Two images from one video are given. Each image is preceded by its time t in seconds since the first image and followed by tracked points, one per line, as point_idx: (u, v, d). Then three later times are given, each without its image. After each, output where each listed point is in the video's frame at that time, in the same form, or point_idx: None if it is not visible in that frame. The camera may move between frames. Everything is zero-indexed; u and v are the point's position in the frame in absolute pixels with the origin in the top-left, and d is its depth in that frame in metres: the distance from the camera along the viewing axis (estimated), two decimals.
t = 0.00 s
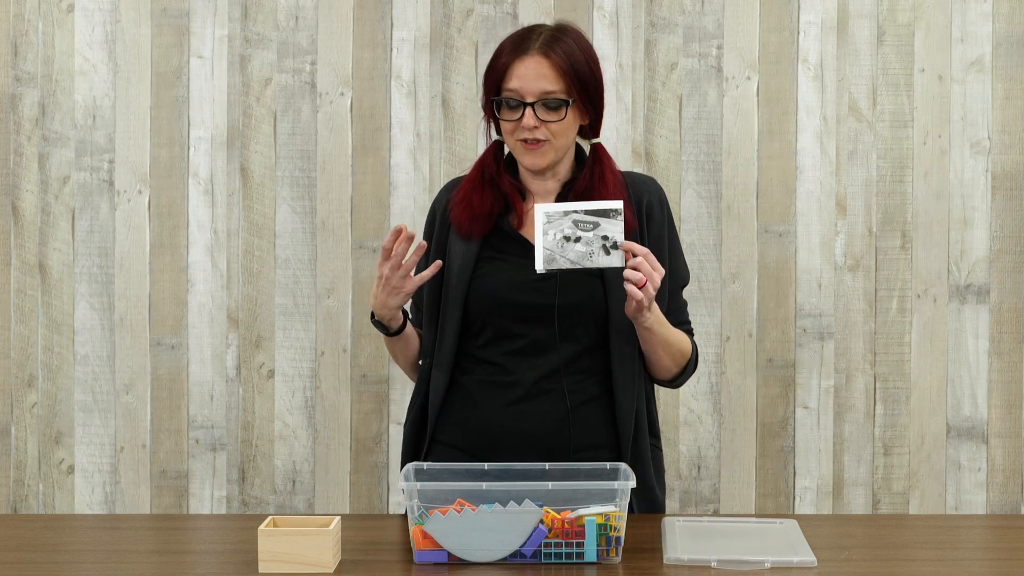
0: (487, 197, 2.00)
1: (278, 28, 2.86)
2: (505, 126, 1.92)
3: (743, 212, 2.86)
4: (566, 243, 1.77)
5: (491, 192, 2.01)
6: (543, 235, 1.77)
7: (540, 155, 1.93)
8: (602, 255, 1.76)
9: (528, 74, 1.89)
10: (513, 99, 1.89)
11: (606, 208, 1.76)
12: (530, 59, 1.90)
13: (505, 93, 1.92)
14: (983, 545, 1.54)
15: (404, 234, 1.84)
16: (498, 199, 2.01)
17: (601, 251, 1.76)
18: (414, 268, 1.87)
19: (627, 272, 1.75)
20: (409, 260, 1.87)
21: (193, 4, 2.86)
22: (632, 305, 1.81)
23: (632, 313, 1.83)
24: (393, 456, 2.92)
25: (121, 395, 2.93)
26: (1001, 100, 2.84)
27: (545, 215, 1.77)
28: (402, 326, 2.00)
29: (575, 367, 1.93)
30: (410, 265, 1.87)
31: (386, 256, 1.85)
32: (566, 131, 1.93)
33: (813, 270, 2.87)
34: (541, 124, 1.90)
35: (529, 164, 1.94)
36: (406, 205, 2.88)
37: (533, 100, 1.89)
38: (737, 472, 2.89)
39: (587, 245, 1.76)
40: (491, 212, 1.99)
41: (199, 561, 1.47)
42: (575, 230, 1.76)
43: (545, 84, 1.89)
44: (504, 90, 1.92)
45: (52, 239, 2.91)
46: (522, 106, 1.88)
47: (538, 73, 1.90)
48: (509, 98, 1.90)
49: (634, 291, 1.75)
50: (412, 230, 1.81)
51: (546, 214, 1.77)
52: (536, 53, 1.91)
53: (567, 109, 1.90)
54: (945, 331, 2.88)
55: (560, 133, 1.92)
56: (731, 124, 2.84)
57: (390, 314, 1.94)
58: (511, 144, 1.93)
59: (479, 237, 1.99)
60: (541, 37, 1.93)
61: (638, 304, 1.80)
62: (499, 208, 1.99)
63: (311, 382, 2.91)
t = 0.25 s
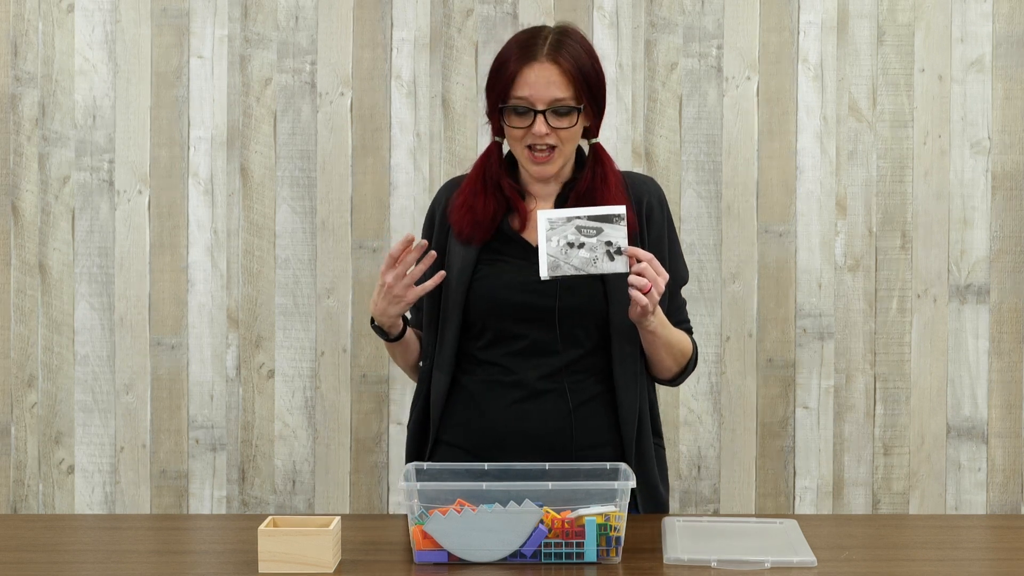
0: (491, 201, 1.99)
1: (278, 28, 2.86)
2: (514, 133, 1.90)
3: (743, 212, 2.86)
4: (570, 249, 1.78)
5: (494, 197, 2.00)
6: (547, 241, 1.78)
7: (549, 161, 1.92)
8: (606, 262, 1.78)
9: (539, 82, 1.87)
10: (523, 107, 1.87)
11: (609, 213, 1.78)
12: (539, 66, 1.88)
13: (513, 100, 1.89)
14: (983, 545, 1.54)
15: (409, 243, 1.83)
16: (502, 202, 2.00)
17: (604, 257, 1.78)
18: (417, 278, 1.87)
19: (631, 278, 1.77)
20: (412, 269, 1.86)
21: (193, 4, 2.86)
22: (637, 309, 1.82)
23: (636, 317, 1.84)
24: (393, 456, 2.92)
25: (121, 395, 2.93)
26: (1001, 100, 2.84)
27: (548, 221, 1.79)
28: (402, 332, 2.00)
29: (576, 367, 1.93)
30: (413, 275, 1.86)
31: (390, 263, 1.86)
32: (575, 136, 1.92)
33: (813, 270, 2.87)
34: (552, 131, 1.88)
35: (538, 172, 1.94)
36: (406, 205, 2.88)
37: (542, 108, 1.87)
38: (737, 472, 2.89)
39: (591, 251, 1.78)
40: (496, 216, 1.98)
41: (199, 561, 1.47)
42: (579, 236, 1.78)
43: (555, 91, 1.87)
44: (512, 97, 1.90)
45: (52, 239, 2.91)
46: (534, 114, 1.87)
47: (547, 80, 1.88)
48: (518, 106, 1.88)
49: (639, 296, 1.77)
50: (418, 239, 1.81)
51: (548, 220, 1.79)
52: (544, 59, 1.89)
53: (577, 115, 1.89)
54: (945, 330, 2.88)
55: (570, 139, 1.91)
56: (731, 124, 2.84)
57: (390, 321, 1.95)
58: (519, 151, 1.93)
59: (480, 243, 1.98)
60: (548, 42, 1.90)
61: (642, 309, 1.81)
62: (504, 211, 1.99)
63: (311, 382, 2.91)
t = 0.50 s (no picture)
0: (496, 203, 1.99)
1: (278, 28, 2.86)
2: (518, 136, 1.90)
3: (743, 212, 2.86)
4: (578, 255, 1.77)
5: (499, 199, 2.00)
6: (555, 247, 1.78)
7: (555, 164, 1.92)
8: (614, 267, 1.77)
9: (544, 86, 1.87)
10: (529, 111, 1.86)
11: (617, 220, 1.77)
12: (544, 70, 1.87)
13: (519, 104, 1.89)
14: (983, 545, 1.54)
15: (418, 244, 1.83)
16: (506, 203, 2.00)
17: (613, 263, 1.77)
18: (425, 280, 1.86)
19: (640, 285, 1.78)
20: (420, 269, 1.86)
21: (193, 4, 2.86)
22: (644, 316, 1.83)
23: (642, 323, 1.85)
24: (393, 456, 2.92)
25: (121, 395, 2.93)
26: (1001, 100, 2.84)
27: (556, 227, 1.78)
28: (405, 330, 2.01)
29: (579, 367, 1.93)
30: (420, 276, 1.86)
31: (400, 264, 1.85)
32: (580, 139, 1.92)
33: (813, 270, 2.87)
34: (558, 135, 1.88)
35: (543, 172, 1.94)
36: (406, 205, 2.88)
37: (549, 112, 1.87)
38: (737, 472, 2.90)
39: (599, 256, 1.77)
40: (501, 218, 1.98)
41: (199, 561, 1.47)
42: (586, 241, 1.77)
43: (561, 95, 1.87)
44: (517, 101, 1.89)
45: (52, 239, 2.91)
46: (540, 118, 1.87)
47: (553, 84, 1.87)
48: (524, 111, 1.88)
49: (647, 304, 1.79)
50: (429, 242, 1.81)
51: (557, 226, 1.78)
52: (549, 63, 1.88)
53: (583, 119, 1.89)
54: (945, 330, 2.88)
55: (575, 142, 1.91)
56: (731, 124, 2.84)
57: (394, 321, 1.95)
58: (524, 154, 1.93)
59: (484, 244, 1.98)
60: (552, 44, 1.90)
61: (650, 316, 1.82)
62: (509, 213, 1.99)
63: (311, 382, 2.91)
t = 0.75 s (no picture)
0: (501, 203, 1.99)
1: (278, 28, 2.86)
2: (522, 136, 1.90)
3: (743, 212, 2.86)
4: (583, 260, 1.78)
5: (504, 198, 1.99)
6: (560, 251, 1.79)
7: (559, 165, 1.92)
8: (620, 271, 1.78)
9: (548, 87, 1.87)
10: (532, 112, 1.87)
11: (621, 223, 1.78)
12: (549, 71, 1.87)
13: (523, 105, 1.89)
14: (984, 545, 1.54)
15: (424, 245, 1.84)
16: (512, 203, 1.99)
17: (619, 267, 1.78)
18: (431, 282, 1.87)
19: (645, 289, 1.78)
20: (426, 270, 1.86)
21: (193, 4, 2.86)
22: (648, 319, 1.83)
23: (648, 326, 1.85)
24: (393, 456, 2.92)
25: (121, 395, 2.93)
26: (1001, 100, 2.84)
27: (560, 231, 1.79)
28: (410, 331, 2.00)
29: (582, 368, 1.93)
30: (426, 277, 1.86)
31: (406, 264, 1.86)
32: (584, 140, 1.92)
33: (813, 270, 2.87)
34: (562, 136, 1.88)
35: (547, 174, 1.94)
36: (406, 205, 2.88)
37: (552, 113, 1.87)
38: (737, 472, 2.89)
39: (604, 261, 1.78)
40: (507, 218, 1.97)
41: (199, 560, 1.47)
42: (592, 246, 1.78)
43: (565, 96, 1.87)
44: (521, 102, 1.89)
45: (52, 239, 2.91)
46: (543, 119, 1.87)
47: (557, 85, 1.87)
48: (528, 111, 1.88)
49: (652, 308, 1.80)
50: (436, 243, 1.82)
51: (561, 230, 1.79)
52: (554, 64, 1.88)
53: (587, 120, 1.89)
54: (945, 330, 2.88)
55: (578, 142, 1.91)
56: (731, 124, 2.84)
57: (399, 321, 1.96)
58: (527, 154, 1.93)
59: (490, 244, 1.98)
60: (557, 45, 1.90)
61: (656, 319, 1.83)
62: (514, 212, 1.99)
63: (311, 382, 2.91)
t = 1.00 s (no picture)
0: (500, 200, 1.98)
1: (278, 28, 2.86)
2: (517, 134, 1.90)
3: (743, 212, 2.86)
4: (580, 263, 1.77)
5: (502, 196, 1.99)
6: (557, 255, 1.78)
7: (549, 168, 1.93)
8: (617, 274, 1.78)
9: (546, 88, 1.86)
10: (528, 111, 1.86)
11: (619, 226, 1.78)
12: (550, 72, 1.87)
13: (520, 103, 1.89)
14: (984, 545, 1.54)
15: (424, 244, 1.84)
16: (509, 201, 1.99)
17: (616, 270, 1.78)
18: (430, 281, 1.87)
19: (642, 292, 1.78)
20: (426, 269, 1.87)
21: (193, 4, 2.86)
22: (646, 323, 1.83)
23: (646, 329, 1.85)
24: (393, 456, 2.92)
25: (121, 395, 2.93)
26: (1001, 100, 2.84)
27: (558, 235, 1.78)
28: (409, 331, 2.01)
29: (582, 369, 1.93)
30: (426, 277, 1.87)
31: (404, 264, 1.86)
32: (576, 145, 1.92)
33: (813, 270, 2.87)
34: (553, 138, 1.88)
35: (539, 176, 1.94)
36: (406, 205, 2.88)
37: (547, 115, 1.87)
38: (737, 472, 2.89)
39: (602, 263, 1.78)
40: (504, 215, 1.97)
41: (199, 560, 1.47)
42: (590, 249, 1.78)
43: (562, 99, 1.86)
44: (519, 100, 1.89)
45: (52, 239, 2.91)
46: (538, 119, 1.87)
47: (556, 87, 1.86)
48: (523, 109, 1.88)
49: (649, 311, 1.79)
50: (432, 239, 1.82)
51: (559, 234, 1.78)
52: (556, 66, 1.87)
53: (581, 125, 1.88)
54: (945, 330, 2.88)
55: (572, 146, 1.91)
56: (731, 124, 2.84)
57: (399, 321, 1.95)
58: (522, 153, 1.93)
59: (489, 239, 1.98)
60: (563, 47, 1.89)
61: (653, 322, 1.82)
62: (511, 211, 1.98)
63: (311, 382, 2.91)
